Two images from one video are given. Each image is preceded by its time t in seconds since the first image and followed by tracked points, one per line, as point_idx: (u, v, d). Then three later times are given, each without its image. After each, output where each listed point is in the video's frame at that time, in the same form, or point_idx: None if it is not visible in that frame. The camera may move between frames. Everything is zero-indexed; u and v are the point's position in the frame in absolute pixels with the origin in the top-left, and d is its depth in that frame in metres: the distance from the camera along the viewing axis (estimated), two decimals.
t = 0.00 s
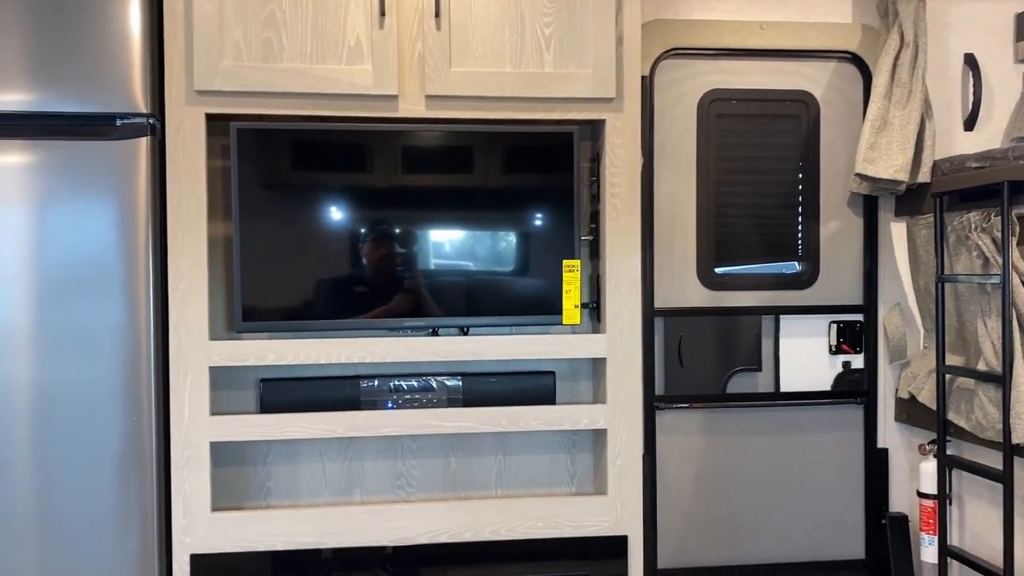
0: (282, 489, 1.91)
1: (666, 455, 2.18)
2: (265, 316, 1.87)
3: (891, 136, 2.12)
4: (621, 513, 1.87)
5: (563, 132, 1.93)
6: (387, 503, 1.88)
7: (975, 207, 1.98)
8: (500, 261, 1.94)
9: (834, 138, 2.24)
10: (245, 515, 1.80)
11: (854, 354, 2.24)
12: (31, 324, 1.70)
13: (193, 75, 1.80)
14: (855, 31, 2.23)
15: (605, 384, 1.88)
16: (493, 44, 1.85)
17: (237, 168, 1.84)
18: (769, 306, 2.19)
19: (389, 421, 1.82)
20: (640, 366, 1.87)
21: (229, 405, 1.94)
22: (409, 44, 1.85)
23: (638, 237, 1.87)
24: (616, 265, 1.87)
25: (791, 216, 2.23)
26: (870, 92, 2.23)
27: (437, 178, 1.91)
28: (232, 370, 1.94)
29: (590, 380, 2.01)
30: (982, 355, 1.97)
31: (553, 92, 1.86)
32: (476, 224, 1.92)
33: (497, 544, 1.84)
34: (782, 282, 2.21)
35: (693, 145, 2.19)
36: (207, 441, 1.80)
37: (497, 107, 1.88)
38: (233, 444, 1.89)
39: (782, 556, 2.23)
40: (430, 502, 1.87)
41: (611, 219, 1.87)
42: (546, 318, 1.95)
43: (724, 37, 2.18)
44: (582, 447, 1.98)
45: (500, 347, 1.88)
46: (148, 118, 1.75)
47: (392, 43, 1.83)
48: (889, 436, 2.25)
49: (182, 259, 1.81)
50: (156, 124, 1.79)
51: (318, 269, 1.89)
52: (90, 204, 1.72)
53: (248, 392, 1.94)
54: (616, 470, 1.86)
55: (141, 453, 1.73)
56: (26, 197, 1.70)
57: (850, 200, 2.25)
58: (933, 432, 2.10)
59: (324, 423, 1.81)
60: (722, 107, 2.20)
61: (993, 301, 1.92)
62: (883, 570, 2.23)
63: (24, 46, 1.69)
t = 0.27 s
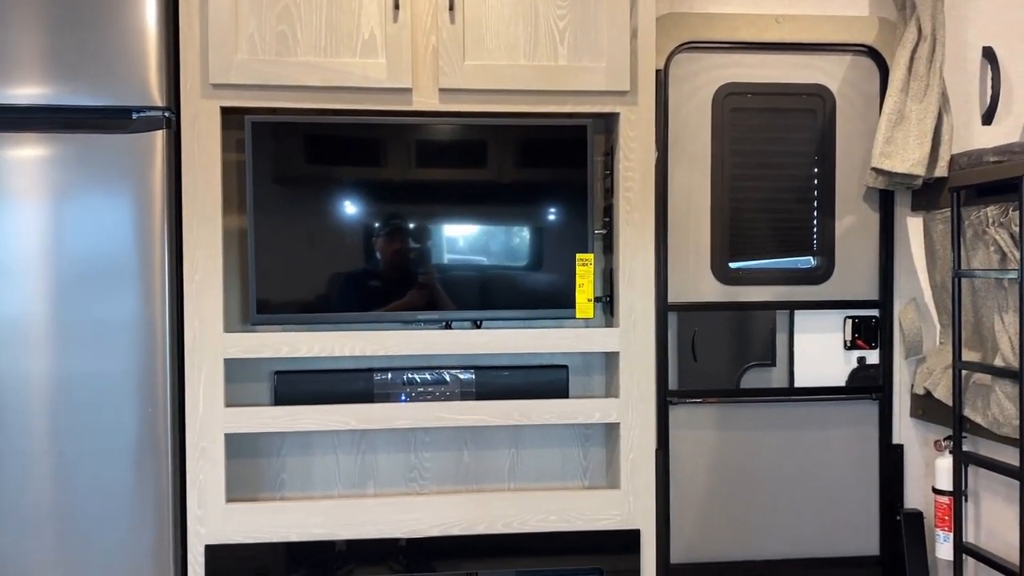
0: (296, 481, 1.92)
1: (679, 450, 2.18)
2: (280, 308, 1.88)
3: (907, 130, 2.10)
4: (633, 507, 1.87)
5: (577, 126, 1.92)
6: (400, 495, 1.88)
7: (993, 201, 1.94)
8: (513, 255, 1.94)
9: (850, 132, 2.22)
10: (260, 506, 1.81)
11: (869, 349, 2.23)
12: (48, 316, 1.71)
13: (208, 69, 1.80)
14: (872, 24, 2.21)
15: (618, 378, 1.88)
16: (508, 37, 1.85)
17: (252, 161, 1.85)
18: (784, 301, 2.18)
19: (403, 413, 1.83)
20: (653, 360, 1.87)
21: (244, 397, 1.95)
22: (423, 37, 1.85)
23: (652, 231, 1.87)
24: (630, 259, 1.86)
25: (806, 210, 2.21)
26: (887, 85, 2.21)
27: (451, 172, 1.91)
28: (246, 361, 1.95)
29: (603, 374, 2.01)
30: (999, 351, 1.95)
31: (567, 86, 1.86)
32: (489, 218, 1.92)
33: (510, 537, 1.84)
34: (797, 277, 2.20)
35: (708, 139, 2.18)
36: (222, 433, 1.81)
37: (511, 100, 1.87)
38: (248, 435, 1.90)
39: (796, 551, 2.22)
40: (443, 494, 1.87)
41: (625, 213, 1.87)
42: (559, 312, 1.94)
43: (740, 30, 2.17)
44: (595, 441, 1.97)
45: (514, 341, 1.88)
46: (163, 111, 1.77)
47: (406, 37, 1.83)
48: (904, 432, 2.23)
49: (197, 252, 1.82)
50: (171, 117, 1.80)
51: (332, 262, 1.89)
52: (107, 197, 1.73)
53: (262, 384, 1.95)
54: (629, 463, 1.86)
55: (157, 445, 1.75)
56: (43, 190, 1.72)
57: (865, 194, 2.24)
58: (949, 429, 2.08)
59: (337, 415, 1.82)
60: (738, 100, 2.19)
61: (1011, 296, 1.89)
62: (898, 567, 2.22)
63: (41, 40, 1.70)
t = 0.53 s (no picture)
0: (311, 473, 1.93)
1: (693, 444, 2.17)
2: (296, 300, 1.89)
3: (924, 124, 2.08)
4: (647, 501, 1.87)
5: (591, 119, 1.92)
6: (414, 488, 1.89)
7: (1011, 194, 1.91)
8: (528, 249, 1.94)
9: (866, 126, 2.21)
10: (275, 497, 1.83)
11: (885, 344, 2.21)
12: (66, 309, 1.73)
13: (224, 63, 1.81)
14: (889, 17, 2.20)
15: (632, 371, 1.88)
16: (522, 31, 1.85)
17: (268, 155, 1.86)
18: (798, 296, 2.17)
19: (417, 406, 1.84)
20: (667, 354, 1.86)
21: (259, 389, 1.96)
22: (437, 31, 1.85)
23: (666, 224, 1.86)
24: (644, 253, 1.86)
25: (821, 204, 2.20)
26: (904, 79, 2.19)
27: (466, 166, 1.91)
28: (262, 354, 1.96)
29: (616, 367, 2.01)
30: (1016, 346, 1.92)
31: (581, 79, 1.86)
32: (503, 212, 1.93)
33: (523, 530, 1.85)
34: (812, 272, 2.18)
35: (723, 133, 2.17)
36: (238, 425, 1.82)
37: (526, 93, 1.87)
38: (264, 427, 1.91)
39: (809, 546, 2.21)
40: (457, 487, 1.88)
41: (639, 207, 1.86)
42: (573, 306, 1.94)
43: (755, 24, 2.15)
44: (608, 434, 1.98)
45: (528, 334, 1.88)
46: (180, 105, 1.78)
47: (421, 31, 1.83)
48: (920, 428, 2.21)
49: (214, 245, 1.83)
50: (188, 111, 1.81)
51: (347, 255, 1.90)
52: (124, 191, 1.75)
53: (278, 376, 1.96)
54: (642, 457, 1.86)
55: (173, 437, 1.76)
56: (61, 184, 1.73)
57: (882, 189, 2.22)
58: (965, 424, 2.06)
59: (352, 408, 1.83)
60: (753, 94, 2.18)
61: None
62: (913, 564, 2.20)
63: (60, 34, 1.72)
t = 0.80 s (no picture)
0: (324, 464, 1.94)
1: (706, 438, 2.16)
2: (310, 292, 1.90)
3: (942, 116, 2.05)
4: (660, 495, 1.87)
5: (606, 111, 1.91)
6: (427, 480, 1.89)
7: None
8: (542, 241, 1.93)
9: (883, 119, 2.18)
10: (289, 488, 1.83)
11: (901, 339, 2.20)
12: (82, 300, 1.74)
13: (238, 55, 1.82)
14: (907, 9, 2.17)
15: (645, 365, 1.87)
16: (536, 22, 1.84)
17: (282, 147, 1.86)
18: (814, 290, 2.16)
19: (430, 398, 1.84)
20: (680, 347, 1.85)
21: (273, 380, 1.97)
22: (451, 23, 1.85)
23: (680, 217, 1.85)
24: (658, 246, 1.85)
25: (837, 198, 2.18)
26: (922, 71, 2.17)
27: (480, 158, 1.91)
28: (276, 346, 1.96)
29: (630, 361, 2.01)
30: None
31: (595, 71, 1.85)
32: (517, 204, 1.92)
33: (536, 522, 1.85)
34: (827, 266, 2.17)
35: (738, 126, 2.15)
36: (252, 415, 1.83)
37: (540, 85, 1.87)
38: (278, 419, 1.92)
39: (823, 542, 2.20)
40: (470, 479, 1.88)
41: (653, 200, 1.85)
42: (587, 299, 1.94)
43: (771, 15, 2.14)
44: (621, 428, 1.97)
45: (541, 327, 1.88)
46: (195, 97, 1.78)
47: (435, 23, 1.83)
48: (936, 424, 2.19)
49: (229, 237, 1.83)
50: (203, 103, 1.82)
51: (361, 247, 1.90)
52: (140, 183, 1.76)
53: (292, 368, 1.96)
54: (655, 451, 1.86)
55: (188, 427, 1.77)
56: (78, 176, 1.74)
57: (899, 182, 2.20)
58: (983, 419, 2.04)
59: (365, 400, 1.83)
60: (768, 87, 2.16)
61: None
62: (927, 560, 2.19)
63: (76, 26, 1.73)
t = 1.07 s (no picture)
0: (339, 453, 1.95)
1: (720, 430, 2.16)
2: (325, 281, 1.90)
3: (962, 107, 2.03)
4: (674, 486, 1.86)
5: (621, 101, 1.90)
6: (441, 469, 1.90)
7: None
8: (556, 232, 1.93)
9: (901, 109, 2.16)
10: (304, 476, 1.84)
11: (918, 332, 2.18)
12: (100, 288, 1.76)
13: (254, 44, 1.82)
14: None
15: (659, 355, 1.87)
16: (552, 11, 1.83)
17: (298, 137, 1.87)
18: (830, 282, 2.14)
19: (444, 387, 1.84)
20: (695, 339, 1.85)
21: (289, 369, 1.98)
22: (467, 12, 1.84)
23: (696, 207, 1.85)
24: (673, 236, 1.84)
25: (854, 189, 2.17)
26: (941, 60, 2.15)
27: (495, 148, 1.90)
28: (292, 334, 1.97)
29: (644, 351, 2.00)
30: None
31: (611, 60, 1.84)
32: (531, 195, 1.92)
33: (549, 512, 1.85)
34: (844, 257, 2.15)
35: (754, 116, 2.14)
36: (267, 404, 1.84)
37: (555, 75, 1.86)
38: (293, 407, 1.93)
39: (838, 535, 2.19)
40: (483, 469, 1.89)
41: (668, 190, 1.85)
42: (601, 289, 1.94)
43: (788, 5, 2.12)
44: (635, 419, 1.97)
45: (555, 317, 1.88)
46: (211, 86, 1.79)
47: (450, 11, 1.82)
48: (953, 416, 2.18)
49: (245, 227, 1.84)
50: (220, 92, 1.82)
51: (377, 237, 1.91)
52: (157, 172, 1.76)
53: (307, 357, 1.97)
54: (669, 442, 1.86)
55: (204, 415, 1.78)
56: (95, 165, 1.75)
57: (917, 173, 2.18)
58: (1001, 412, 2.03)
59: (380, 388, 1.84)
60: (786, 77, 2.14)
61: None
62: (943, 554, 2.18)
63: (94, 16, 1.74)
